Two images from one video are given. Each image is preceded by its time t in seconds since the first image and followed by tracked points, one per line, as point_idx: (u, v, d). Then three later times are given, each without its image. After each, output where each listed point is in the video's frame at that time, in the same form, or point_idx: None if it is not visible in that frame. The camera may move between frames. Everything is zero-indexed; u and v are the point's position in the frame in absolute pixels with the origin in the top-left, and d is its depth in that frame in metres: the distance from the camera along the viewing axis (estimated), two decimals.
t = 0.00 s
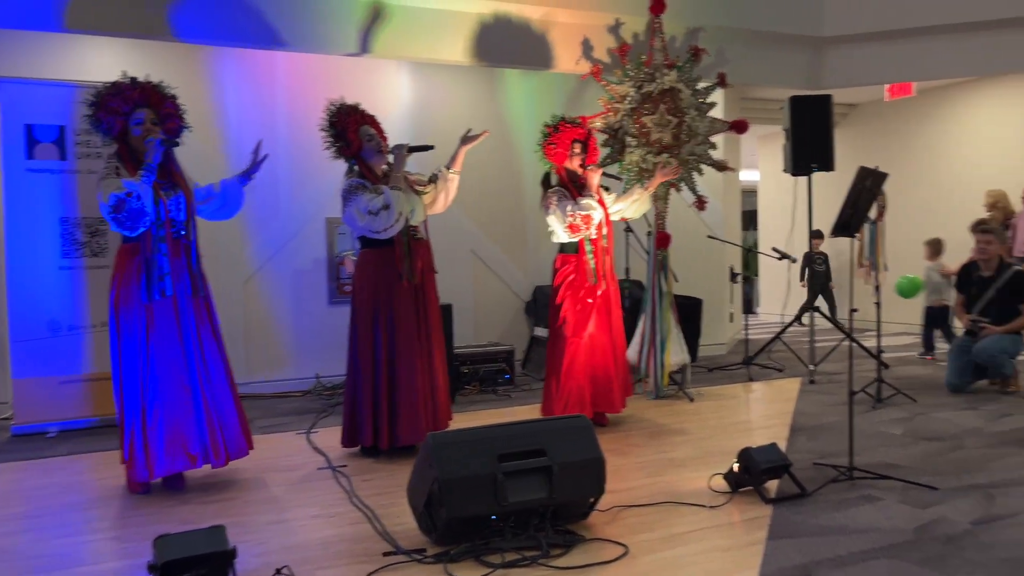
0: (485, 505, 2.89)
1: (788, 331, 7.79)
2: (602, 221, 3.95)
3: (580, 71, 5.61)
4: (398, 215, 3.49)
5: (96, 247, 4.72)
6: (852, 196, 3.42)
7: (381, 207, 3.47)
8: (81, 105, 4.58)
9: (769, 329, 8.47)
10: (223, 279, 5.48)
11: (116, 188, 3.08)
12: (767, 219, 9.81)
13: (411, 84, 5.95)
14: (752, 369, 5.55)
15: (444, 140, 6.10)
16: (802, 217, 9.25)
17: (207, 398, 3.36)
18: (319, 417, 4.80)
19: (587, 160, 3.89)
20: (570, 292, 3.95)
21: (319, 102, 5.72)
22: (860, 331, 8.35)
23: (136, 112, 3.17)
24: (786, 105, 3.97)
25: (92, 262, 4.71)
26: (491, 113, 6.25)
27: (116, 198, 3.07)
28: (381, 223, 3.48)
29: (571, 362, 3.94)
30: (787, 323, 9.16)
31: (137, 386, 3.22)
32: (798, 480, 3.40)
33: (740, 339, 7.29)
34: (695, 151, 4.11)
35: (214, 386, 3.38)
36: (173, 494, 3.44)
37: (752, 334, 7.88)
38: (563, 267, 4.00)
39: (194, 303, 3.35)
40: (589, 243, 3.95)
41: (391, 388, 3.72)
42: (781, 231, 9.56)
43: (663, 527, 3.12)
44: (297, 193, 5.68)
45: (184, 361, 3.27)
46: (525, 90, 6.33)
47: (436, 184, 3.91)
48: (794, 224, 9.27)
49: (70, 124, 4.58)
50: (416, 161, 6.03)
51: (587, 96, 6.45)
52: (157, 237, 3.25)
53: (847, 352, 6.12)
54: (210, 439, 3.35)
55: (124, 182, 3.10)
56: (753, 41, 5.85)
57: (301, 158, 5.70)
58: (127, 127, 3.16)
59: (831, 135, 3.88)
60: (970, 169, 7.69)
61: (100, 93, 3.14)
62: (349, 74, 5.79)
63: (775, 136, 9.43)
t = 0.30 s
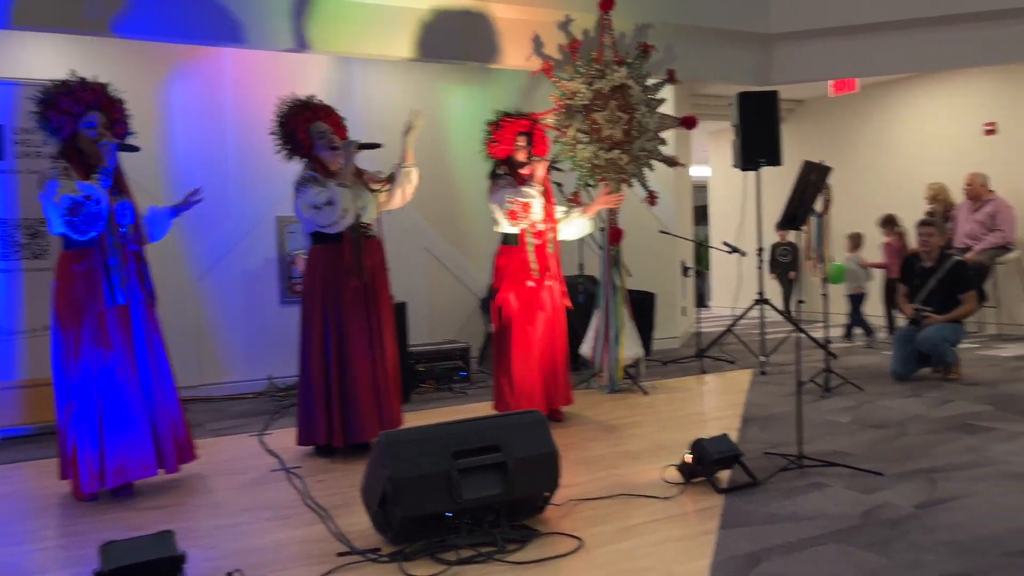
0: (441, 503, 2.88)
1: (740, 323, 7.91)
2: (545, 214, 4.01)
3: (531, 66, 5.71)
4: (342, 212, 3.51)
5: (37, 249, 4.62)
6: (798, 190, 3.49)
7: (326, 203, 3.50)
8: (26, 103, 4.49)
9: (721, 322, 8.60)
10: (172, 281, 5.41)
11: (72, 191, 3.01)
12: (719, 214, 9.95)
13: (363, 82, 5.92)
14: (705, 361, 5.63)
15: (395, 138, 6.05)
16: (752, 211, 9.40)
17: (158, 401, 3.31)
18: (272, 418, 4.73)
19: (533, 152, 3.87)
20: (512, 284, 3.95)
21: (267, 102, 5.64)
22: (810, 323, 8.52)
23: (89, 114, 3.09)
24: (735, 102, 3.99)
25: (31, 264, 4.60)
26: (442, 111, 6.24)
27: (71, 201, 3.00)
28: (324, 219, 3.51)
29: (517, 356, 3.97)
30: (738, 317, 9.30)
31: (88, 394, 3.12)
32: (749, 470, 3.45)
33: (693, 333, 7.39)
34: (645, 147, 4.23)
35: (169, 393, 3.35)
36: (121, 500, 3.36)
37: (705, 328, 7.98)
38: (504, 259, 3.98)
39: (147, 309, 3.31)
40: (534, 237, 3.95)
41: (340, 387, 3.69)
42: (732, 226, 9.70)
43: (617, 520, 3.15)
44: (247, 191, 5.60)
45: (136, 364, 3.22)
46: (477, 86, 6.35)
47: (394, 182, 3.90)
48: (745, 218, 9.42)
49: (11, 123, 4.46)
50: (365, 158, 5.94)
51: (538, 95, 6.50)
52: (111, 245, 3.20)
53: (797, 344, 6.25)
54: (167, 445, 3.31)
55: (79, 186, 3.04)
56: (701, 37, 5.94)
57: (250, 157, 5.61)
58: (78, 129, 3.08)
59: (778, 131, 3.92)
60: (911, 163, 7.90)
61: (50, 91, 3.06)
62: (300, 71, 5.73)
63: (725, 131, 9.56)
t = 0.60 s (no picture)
0: (406, 499, 2.87)
1: (702, 316, 8.01)
2: (490, 207, 3.94)
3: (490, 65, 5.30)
4: (278, 205, 3.46)
5: None
6: (757, 184, 3.54)
7: (263, 194, 3.46)
8: None
9: (684, 315, 8.69)
10: (127, 278, 5.32)
11: (46, 179, 2.92)
12: (681, 207, 10.05)
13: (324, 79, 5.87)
14: (669, 354, 5.69)
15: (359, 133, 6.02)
16: (713, 205, 9.51)
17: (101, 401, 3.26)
18: (235, 417, 4.68)
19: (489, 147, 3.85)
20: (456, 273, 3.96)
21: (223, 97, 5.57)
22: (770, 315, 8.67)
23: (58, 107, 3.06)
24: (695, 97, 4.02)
25: None
26: (406, 107, 6.23)
27: (46, 189, 2.90)
28: (263, 210, 3.47)
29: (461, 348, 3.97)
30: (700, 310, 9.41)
31: (27, 391, 3.09)
32: (711, 460, 3.50)
33: (656, 326, 7.46)
34: (607, 142, 4.34)
35: (115, 389, 3.33)
36: (79, 503, 3.30)
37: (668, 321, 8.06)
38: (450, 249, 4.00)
39: (97, 306, 3.26)
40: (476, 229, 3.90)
41: (291, 383, 3.67)
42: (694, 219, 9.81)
43: (582, 512, 3.17)
44: (205, 187, 5.53)
45: (82, 365, 3.15)
46: (439, 81, 6.35)
47: (365, 185, 3.95)
48: (707, 212, 9.52)
49: None
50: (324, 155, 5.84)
51: (500, 90, 6.57)
52: (61, 240, 3.13)
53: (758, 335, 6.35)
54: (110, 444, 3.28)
55: (53, 175, 2.97)
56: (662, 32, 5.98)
57: (208, 150, 5.55)
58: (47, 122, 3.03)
59: (738, 125, 3.96)
60: (868, 157, 8.05)
61: (24, 76, 2.97)
62: (259, 64, 5.68)
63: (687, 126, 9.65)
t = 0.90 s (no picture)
0: (382, 497, 2.87)
1: (678, 311, 8.06)
2: (463, 209, 3.92)
3: (464, 60, 5.36)
4: (246, 208, 3.45)
5: None
6: (730, 179, 3.58)
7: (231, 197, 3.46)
8: None
9: (660, 310, 8.75)
10: (98, 278, 5.25)
11: None
12: (657, 203, 10.10)
13: (299, 74, 5.84)
14: (645, 348, 5.73)
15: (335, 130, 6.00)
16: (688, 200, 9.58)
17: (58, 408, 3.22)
18: (210, 417, 4.65)
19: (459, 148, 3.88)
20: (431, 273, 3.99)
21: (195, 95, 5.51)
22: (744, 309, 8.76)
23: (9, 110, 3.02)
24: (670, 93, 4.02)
25: None
26: (382, 103, 6.23)
27: None
28: (231, 213, 3.47)
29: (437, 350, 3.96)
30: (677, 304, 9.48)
31: None
32: (688, 453, 3.53)
33: (632, 320, 7.50)
34: (583, 138, 4.38)
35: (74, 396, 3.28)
36: (50, 506, 3.26)
37: (644, 315, 8.10)
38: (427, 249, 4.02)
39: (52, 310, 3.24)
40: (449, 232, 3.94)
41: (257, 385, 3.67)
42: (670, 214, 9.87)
43: (560, 507, 3.19)
44: (176, 185, 5.48)
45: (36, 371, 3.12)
46: (413, 78, 6.33)
47: (339, 180, 3.90)
48: (683, 207, 9.58)
49: None
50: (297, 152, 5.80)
51: (475, 87, 6.58)
52: (17, 244, 3.10)
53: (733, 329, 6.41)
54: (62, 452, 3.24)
55: None
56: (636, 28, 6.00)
57: (180, 147, 5.50)
58: None
59: (710, 120, 3.97)
60: (841, 151, 8.13)
61: None
62: (232, 60, 5.63)
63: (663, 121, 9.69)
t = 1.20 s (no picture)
0: (363, 498, 2.86)
1: (659, 309, 8.10)
2: (450, 208, 3.93)
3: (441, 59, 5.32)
4: (220, 214, 3.42)
5: None
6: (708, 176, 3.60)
7: (205, 204, 3.44)
8: None
9: (641, 308, 8.79)
10: (74, 282, 5.19)
11: None
12: (638, 202, 10.14)
13: (276, 74, 5.82)
14: (626, 347, 5.75)
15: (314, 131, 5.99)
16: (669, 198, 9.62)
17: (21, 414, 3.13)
18: (190, 422, 4.62)
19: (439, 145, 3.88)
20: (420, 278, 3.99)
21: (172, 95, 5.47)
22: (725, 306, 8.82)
23: None
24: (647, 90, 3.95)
25: None
26: (360, 103, 6.20)
27: None
28: (205, 220, 3.44)
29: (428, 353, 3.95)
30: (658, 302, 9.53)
31: None
32: (669, 451, 3.54)
33: (614, 319, 7.52)
34: (562, 137, 4.41)
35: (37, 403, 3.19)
36: (26, 514, 3.22)
37: (626, 314, 8.14)
38: (415, 253, 4.03)
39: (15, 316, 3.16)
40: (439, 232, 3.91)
41: (234, 391, 3.66)
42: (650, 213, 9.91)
43: (542, 506, 3.19)
44: (152, 188, 5.43)
45: None
46: (391, 79, 6.32)
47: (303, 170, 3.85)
48: (663, 206, 9.62)
49: None
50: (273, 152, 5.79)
51: (453, 88, 6.58)
52: None
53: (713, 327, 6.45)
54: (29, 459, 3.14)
55: None
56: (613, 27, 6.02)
57: (156, 149, 5.46)
58: None
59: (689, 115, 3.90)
60: (818, 149, 8.20)
61: None
62: (208, 61, 5.61)
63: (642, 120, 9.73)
